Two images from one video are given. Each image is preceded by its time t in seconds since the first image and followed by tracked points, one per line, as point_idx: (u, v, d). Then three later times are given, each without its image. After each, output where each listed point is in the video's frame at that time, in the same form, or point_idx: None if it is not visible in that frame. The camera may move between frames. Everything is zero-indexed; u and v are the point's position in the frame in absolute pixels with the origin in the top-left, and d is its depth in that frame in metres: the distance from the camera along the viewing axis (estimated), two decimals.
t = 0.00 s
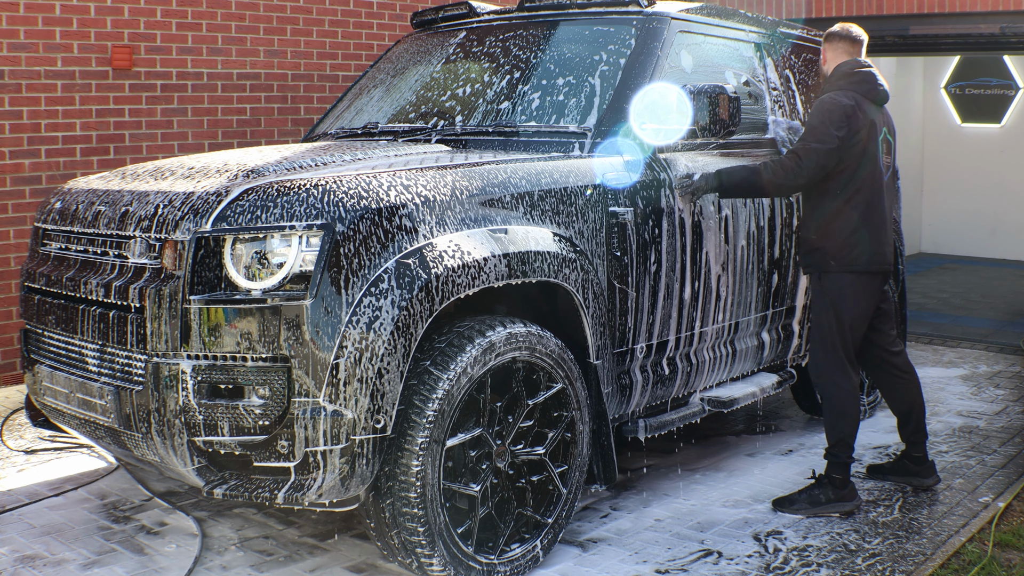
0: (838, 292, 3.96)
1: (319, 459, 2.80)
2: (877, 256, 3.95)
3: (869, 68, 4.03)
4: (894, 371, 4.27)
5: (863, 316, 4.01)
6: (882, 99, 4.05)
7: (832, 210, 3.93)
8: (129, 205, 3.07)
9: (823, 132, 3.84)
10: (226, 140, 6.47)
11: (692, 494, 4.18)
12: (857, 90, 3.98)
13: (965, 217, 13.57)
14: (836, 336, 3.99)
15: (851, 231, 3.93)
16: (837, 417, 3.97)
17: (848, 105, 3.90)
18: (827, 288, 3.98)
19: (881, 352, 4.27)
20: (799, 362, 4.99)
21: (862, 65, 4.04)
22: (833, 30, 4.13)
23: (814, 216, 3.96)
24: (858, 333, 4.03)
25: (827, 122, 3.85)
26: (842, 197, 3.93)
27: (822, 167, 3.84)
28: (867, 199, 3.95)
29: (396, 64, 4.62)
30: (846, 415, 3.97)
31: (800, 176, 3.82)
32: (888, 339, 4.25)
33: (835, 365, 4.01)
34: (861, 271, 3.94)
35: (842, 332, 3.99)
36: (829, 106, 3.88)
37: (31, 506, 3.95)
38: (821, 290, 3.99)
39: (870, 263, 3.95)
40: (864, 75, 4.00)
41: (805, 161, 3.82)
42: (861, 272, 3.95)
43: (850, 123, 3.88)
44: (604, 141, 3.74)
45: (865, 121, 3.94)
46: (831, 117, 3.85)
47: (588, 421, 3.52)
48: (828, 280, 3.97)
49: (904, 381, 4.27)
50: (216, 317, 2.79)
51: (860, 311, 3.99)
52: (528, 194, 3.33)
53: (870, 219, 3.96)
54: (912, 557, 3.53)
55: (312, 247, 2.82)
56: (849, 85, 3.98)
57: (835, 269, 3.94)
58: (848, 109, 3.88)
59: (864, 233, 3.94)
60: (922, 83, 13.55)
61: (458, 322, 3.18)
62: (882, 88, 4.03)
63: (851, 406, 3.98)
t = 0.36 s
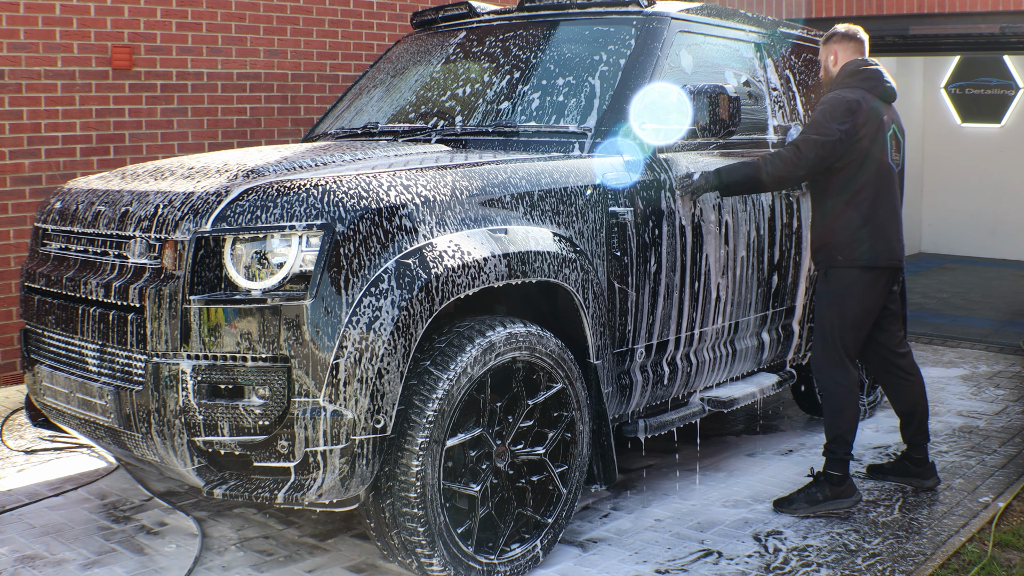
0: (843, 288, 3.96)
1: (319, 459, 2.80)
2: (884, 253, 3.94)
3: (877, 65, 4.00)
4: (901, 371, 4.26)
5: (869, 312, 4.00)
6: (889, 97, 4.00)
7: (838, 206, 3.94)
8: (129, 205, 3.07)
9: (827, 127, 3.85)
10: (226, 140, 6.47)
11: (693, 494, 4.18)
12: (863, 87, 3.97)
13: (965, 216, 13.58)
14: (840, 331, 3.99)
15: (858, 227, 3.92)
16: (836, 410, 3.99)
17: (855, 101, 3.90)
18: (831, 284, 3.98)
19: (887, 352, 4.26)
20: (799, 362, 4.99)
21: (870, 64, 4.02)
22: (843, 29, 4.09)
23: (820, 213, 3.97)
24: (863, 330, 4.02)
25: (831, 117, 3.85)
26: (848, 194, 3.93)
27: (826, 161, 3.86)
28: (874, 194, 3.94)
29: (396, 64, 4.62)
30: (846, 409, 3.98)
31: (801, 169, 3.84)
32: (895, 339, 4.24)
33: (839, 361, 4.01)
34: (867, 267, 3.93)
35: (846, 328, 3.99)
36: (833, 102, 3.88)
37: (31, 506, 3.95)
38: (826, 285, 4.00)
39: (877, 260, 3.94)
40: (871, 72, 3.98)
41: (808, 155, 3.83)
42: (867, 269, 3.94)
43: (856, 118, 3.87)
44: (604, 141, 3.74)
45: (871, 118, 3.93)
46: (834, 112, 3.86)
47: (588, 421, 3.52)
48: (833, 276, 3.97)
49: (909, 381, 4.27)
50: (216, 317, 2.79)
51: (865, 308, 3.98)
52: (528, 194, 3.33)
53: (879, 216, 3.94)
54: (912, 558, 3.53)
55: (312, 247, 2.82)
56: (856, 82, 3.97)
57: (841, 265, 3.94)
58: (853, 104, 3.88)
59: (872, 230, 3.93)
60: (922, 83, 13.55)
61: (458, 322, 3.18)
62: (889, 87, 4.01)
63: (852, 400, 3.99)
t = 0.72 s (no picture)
0: (837, 297, 3.84)
1: (319, 459, 2.80)
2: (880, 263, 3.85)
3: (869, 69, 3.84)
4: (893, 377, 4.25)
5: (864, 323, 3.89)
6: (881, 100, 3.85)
7: (834, 215, 3.81)
8: (129, 205, 3.07)
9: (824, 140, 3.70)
10: (226, 140, 6.47)
11: (693, 494, 4.18)
12: (860, 95, 3.78)
13: (965, 216, 13.58)
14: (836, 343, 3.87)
15: (855, 237, 3.80)
16: (821, 419, 3.85)
17: (850, 111, 3.72)
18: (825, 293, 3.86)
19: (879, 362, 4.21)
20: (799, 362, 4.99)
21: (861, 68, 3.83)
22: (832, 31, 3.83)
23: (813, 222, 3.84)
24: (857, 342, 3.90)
25: (826, 131, 3.70)
26: (842, 202, 3.80)
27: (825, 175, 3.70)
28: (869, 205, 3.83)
29: (396, 64, 4.62)
30: (831, 417, 3.84)
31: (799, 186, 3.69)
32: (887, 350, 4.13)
33: (834, 373, 3.87)
34: (863, 277, 3.83)
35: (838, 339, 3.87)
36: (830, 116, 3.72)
37: (31, 506, 3.95)
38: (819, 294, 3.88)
39: (872, 269, 3.84)
40: (866, 78, 3.80)
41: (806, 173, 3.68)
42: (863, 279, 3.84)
43: (855, 132, 3.70)
44: (604, 141, 3.74)
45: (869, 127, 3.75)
46: (832, 123, 3.69)
47: (588, 421, 3.52)
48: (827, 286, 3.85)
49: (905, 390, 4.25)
50: (217, 317, 2.79)
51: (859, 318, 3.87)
52: (528, 194, 3.33)
53: (876, 226, 3.83)
54: (912, 557, 3.53)
55: (312, 247, 2.82)
56: (850, 91, 3.78)
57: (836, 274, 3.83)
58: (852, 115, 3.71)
59: (869, 239, 3.82)
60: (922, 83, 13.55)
61: (458, 322, 3.18)
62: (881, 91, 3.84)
63: (841, 410, 3.85)
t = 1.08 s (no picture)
0: (827, 315, 3.59)
1: (319, 459, 2.80)
2: (867, 272, 3.61)
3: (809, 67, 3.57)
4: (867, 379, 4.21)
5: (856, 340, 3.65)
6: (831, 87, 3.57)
7: (818, 227, 3.55)
8: (129, 205, 3.07)
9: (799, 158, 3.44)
10: (226, 140, 6.47)
11: (693, 494, 4.18)
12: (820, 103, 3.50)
13: (965, 216, 13.58)
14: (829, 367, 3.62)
15: (839, 249, 3.56)
16: (809, 450, 3.62)
17: (810, 121, 3.44)
18: (814, 314, 3.60)
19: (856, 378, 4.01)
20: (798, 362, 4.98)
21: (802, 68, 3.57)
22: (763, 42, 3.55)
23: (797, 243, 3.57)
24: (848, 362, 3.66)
25: (799, 150, 3.43)
26: (825, 214, 3.55)
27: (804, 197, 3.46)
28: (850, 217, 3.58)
29: (396, 64, 4.62)
30: (818, 446, 3.61)
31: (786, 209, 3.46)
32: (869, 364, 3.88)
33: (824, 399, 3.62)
34: (851, 291, 3.59)
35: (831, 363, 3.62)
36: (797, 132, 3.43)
37: (31, 506, 3.95)
38: (807, 315, 3.61)
39: (860, 282, 3.60)
40: (813, 78, 3.52)
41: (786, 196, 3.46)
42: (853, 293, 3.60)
43: (826, 143, 3.46)
44: (604, 141, 3.74)
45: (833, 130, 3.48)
46: (795, 139, 3.43)
47: (588, 421, 3.52)
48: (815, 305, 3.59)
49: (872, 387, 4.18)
50: (216, 317, 2.79)
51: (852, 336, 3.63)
52: (528, 194, 3.33)
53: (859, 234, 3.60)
54: (912, 557, 3.53)
55: (312, 247, 2.82)
56: (799, 98, 3.50)
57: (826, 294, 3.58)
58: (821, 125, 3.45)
59: (854, 249, 3.58)
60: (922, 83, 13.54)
61: (458, 322, 3.18)
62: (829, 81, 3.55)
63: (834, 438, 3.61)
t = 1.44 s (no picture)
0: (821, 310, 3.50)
1: (319, 459, 2.80)
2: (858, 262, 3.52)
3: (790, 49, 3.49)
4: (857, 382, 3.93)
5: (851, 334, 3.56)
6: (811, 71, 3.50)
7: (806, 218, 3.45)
8: (129, 205, 3.07)
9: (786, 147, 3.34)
10: (226, 140, 6.47)
11: (693, 494, 4.18)
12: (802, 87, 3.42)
13: (965, 216, 13.58)
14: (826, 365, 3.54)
15: (826, 239, 3.47)
16: (813, 454, 3.58)
17: (787, 106, 3.36)
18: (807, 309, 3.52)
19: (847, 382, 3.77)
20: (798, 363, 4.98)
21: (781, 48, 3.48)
22: (743, 14, 3.45)
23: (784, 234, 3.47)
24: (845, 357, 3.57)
25: (783, 138, 3.34)
26: (810, 205, 3.45)
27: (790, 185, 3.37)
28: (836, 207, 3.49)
29: (396, 64, 4.62)
30: (822, 447, 3.57)
31: (773, 200, 3.37)
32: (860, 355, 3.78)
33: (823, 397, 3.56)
34: (843, 283, 3.49)
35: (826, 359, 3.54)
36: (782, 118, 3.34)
37: (31, 506, 3.95)
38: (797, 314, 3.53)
39: (851, 272, 3.50)
40: (794, 59, 3.44)
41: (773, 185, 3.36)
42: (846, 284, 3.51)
43: (811, 129, 3.36)
44: (604, 141, 3.74)
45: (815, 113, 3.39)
46: (774, 126, 3.34)
47: (588, 421, 3.52)
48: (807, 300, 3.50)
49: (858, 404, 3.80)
50: (217, 317, 2.79)
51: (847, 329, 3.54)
52: (528, 194, 3.33)
53: (844, 223, 3.50)
54: (912, 557, 3.53)
55: (312, 247, 2.82)
56: (779, 80, 3.41)
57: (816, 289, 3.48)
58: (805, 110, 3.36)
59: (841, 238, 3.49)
60: (921, 83, 13.54)
61: (458, 322, 3.18)
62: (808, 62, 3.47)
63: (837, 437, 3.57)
